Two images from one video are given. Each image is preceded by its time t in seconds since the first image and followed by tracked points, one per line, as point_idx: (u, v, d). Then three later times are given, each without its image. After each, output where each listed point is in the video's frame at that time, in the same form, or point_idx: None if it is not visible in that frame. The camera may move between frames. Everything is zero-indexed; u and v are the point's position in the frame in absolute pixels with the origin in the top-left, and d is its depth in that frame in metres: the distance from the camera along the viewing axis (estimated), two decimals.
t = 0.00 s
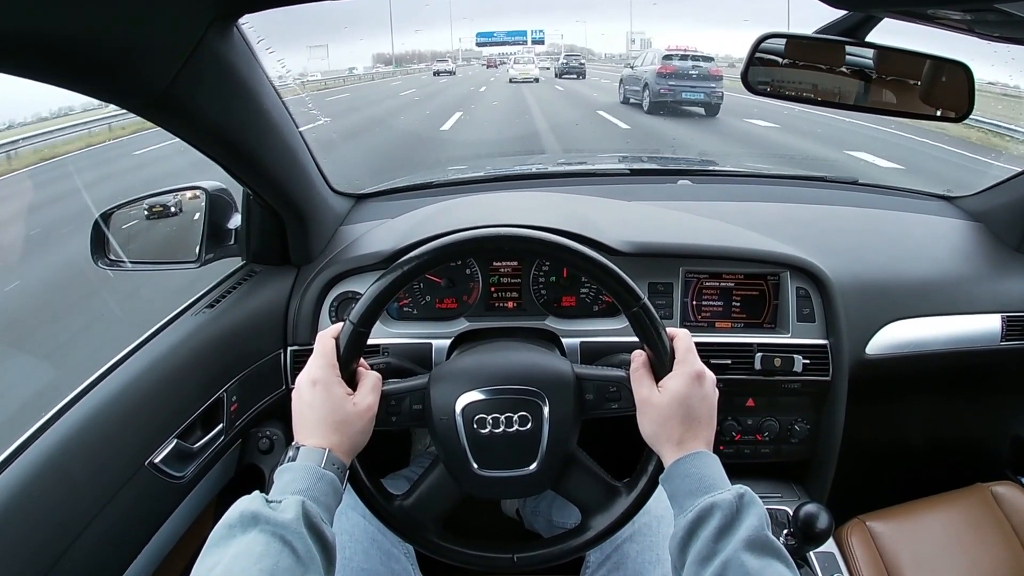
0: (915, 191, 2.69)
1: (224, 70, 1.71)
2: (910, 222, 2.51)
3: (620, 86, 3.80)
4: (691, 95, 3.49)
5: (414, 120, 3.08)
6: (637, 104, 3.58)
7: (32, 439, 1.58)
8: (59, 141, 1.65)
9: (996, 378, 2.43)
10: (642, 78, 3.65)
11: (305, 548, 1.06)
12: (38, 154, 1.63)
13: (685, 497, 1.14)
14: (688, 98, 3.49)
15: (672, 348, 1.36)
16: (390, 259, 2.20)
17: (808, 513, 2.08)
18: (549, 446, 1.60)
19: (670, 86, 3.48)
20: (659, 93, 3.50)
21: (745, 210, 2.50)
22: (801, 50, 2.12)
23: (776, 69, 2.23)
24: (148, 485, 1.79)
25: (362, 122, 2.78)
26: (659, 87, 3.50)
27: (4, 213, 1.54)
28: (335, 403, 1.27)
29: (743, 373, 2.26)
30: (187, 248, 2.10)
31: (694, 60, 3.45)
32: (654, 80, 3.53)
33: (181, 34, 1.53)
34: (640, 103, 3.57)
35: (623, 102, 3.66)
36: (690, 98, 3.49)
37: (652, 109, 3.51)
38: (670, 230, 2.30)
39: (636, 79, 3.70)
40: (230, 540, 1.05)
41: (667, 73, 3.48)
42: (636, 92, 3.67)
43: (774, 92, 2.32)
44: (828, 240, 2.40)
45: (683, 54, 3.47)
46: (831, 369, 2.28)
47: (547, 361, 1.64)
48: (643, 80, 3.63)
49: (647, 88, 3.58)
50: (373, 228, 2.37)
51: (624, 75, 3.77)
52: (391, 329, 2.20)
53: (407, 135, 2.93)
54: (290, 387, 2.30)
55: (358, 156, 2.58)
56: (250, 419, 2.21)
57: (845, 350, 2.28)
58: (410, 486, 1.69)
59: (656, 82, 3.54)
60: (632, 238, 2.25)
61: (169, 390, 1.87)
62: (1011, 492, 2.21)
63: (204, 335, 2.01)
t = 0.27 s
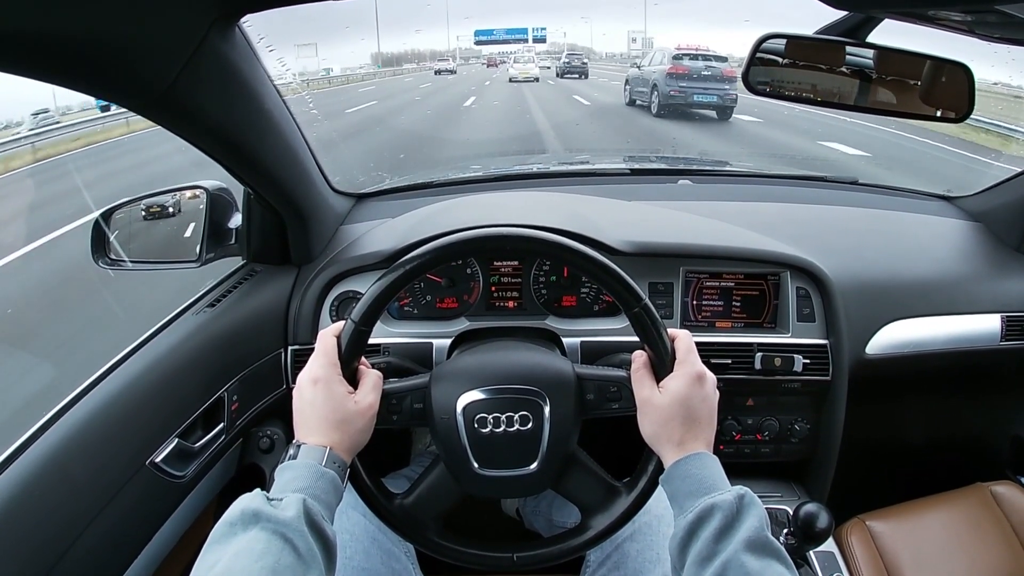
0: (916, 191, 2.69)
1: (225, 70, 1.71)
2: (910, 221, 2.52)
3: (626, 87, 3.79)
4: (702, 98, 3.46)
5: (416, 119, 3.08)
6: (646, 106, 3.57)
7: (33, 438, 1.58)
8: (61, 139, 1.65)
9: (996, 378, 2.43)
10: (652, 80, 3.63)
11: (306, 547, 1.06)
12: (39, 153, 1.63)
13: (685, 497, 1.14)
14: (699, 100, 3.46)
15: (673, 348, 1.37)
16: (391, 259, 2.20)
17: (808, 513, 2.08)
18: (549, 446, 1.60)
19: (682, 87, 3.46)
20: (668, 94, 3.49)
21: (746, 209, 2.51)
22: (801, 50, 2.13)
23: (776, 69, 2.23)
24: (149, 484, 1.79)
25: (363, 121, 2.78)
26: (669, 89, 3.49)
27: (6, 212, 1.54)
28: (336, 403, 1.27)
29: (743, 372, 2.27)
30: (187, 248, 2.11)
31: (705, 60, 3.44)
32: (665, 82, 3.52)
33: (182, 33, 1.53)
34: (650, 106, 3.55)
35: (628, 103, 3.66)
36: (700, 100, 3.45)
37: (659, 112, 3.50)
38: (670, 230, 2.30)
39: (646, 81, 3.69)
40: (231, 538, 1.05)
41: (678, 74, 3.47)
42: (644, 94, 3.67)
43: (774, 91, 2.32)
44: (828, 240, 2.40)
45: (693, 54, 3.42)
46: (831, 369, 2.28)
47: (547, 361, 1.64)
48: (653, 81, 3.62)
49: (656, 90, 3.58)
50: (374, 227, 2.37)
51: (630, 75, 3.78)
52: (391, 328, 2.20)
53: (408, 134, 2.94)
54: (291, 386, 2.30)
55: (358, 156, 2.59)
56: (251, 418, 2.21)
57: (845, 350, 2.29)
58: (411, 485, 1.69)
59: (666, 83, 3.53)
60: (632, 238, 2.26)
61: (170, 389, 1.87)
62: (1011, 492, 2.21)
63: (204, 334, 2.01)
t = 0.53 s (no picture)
0: (915, 190, 2.69)
1: (224, 70, 1.71)
2: (909, 221, 2.52)
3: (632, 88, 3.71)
4: (717, 100, 3.29)
5: (415, 119, 3.08)
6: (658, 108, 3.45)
7: (32, 437, 1.58)
8: (60, 139, 1.65)
9: (995, 377, 2.44)
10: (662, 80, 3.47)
11: (305, 545, 1.06)
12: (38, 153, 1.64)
13: (683, 496, 1.14)
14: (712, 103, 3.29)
15: (671, 348, 1.37)
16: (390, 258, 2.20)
17: (806, 511, 2.07)
18: (548, 445, 1.61)
19: (694, 89, 3.29)
20: (680, 97, 3.34)
21: (745, 209, 2.51)
22: (800, 49, 2.13)
23: (775, 68, 2.23)
24: (148, 483, 1.79)
25: (362, 121, 2.78)
26: (681, 91, 3.33)
27: (5, 212, 1.55)
28: (334, 402, 1.27)
29: (742, 372, 2.26)
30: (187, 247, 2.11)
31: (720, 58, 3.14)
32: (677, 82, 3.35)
33: (181, 33, 1.53)
34: (660, 109, 3.43)
35: (635, 105, 3.59)
36: (715, 103, 3.28)
37: (670, 116, 3.38)
38: (669, 229, 2.30)
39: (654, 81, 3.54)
40: (230, 537, 1.06)
41: (690, 75, 3.27)
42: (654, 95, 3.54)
43: (773, 91, 2.32)
44: (828, 239, 2.40)
45: (706, 54, 3.15)
46: (830, 369, 2.28)
47: (546, 360, 1.64)
48: (662, 82, 3.46)
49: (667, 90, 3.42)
50: (373, 227, 2.37)
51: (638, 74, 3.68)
52: (390, 327, 2.20)
53: (408, 134, 2.94)
54: (290, 385, 2.30)
55: (358, 156, 2.59)
56: (250, 418, 2.21)
57: (844, 349, 2.29)
58: (410, 484, 1.69)
59: (678, 84, 3.36)
60: (631, 237, 2.26)
61: (169, 389, 1.88)
62: (1010, 491, 2.21)
63: (203, 334, 2.01)
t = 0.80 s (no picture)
0: (915, 188, 2.69)
1: (222, 69, 1.71)
2: (909, 219, 2.51)
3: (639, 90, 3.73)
4: (732, 104, 3.27)
5: (414, 119, 3.07)
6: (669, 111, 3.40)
7: (31, 438, 1.58)
8: (59, 139, 1.65)
9: (995, 375, 2.43)
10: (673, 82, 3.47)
11: (305, 546, 1.06)
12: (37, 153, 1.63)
13: (684, 495, 1.14)
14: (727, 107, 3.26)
15: (672, 347, 1.36)
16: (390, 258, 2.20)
17: (807, 511, 2.07)
18: (548, 445, 1.60)
19: (709, 92, 3.27)
20: (694, 100, 3.30)
21: (745, 207, 2.50)
22: (800, 47, 2.12)
23: (775, 67, 2.22)
24: (148, 484, 1.79)
25: (361, 121, 2.77)
26: (694, 94, 3.30)
27: (4, 213, 1.54)
28: (334, 401, 1.27)
29: (742, 370, 2.26)
30: (186, 247, 2.12)
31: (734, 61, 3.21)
32: (688, 86, 3.33)
33: (179, 32, 1.53)
34: (672, 114, 3.36)
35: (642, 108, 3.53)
36: (730, 106, 3.26)
37: (682, 120, 3.30)
38: (669, 228, 2.30)
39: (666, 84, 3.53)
40: (230, 538, 1.05)
41: (703, 76, 3.27)
42: (662, 97, 3.53)
43: (772, 89, 2.32)
44: (828, 237, 2.40)
45: (720, 54, 3.22)
46: (831, 367, 2.28)
47: (547, 359, 1.64)
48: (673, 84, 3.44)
49: (679, 94, 3.37)
50: (372, 226, 2.37)
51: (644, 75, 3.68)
52: (390, 327, 2.20)
53: (407, 134, 2.93)
54: (290, 386, 2.29)
55: (357, 155, 2.58)
56: (250, 418, 2.21)
57: (844, 347, 2.28)
58: (410, 484, 1.69)
59: (690, 87, 3.33)
60: (631, 236, 2.25)
61: (169, 389, 1.87)
62: (1010, 489, 2.21)
63: (203, 334, 2.01)
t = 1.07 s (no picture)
0: (915, 191, 2.70)
1: (225, 70, 1.72)
2: (908, 222, 2.52)
3: (650, 93, 3.66)
4: (753, 111, 3.17)
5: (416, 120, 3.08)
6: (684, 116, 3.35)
7: (33, 438, 1.58)
8: (63, 139, 1.66)
9: (994, 377, 2.44)
10: (690, 89, 3.44)
11: (306, 545, 1.06)
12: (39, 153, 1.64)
13: (684, 496, 1.15)
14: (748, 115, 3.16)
15: (672, 349, 1.37)
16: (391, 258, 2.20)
17: (806, 512, 2.07)
18: (548, 446, 1.61)
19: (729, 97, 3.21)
20: (713, 106, 3.25)
21: (745, 209, 2.51)
22: (800, 49, 2.13)
23: (776, 68, 2.23)
24: (149, 484, 1.79)
25: (363, 122, 2.78)
26: (714, 99, 3.26)
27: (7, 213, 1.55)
28: (336, 402, 1.27)
29: (742, 372, 2.27)
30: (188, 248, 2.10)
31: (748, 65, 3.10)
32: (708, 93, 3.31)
33: (182, 34, 1.53)
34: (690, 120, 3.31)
35: (654, 112, 3.49)
36: (751, 113, 3.16)
37: (700, 127, 3.24)
38: (669, 230, 2.30)
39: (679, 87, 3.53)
40: (232, 536, 1.06)
41: (723, 81, 3.26)
42: (676, 102, 3.48)
43: (773, 91, 2.32)
44: (827, 239, 2.40)
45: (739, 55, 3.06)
46: (830, 369, 2.29)
47: (547, 361, 1.64)
48: (689, 88, 3.43)
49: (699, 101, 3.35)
50: (373, 227, 2.37)
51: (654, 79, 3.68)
52: (391, 327, 2.21)
53: (409, 135, 2.94)
54: (290, 385, 2.30)
55: (358, 156, 2.59)
56: (251, 418, 2.21)
57: (844, 348, 2.29)
58: (410, 484, 1.69)
59: (710, 93, 3.32)
60: (632, 238, 2.26)
61: (170, 389, 1.88)
62: (1009, 491, 2.22)
63: (204, 333, 2.01)
